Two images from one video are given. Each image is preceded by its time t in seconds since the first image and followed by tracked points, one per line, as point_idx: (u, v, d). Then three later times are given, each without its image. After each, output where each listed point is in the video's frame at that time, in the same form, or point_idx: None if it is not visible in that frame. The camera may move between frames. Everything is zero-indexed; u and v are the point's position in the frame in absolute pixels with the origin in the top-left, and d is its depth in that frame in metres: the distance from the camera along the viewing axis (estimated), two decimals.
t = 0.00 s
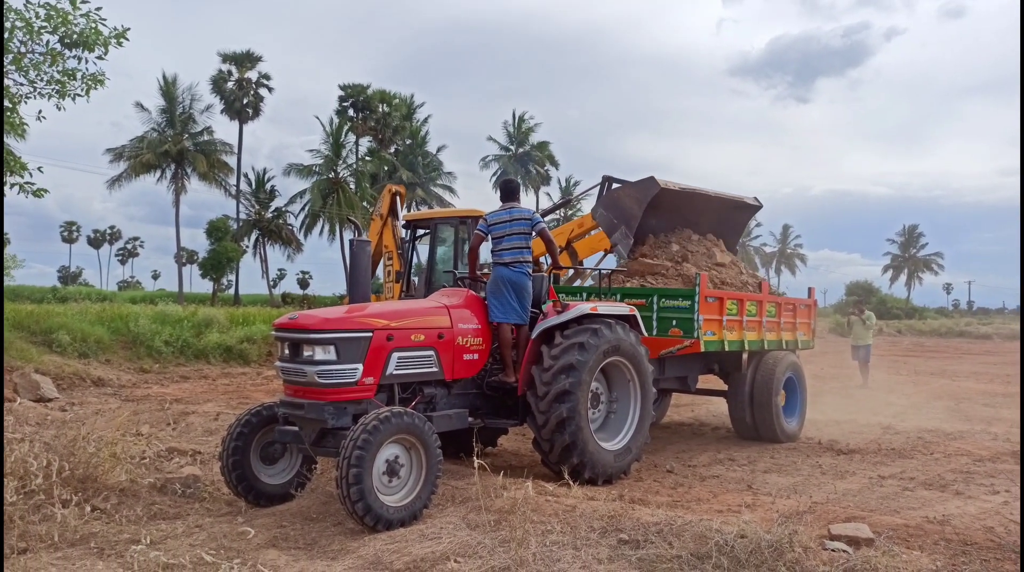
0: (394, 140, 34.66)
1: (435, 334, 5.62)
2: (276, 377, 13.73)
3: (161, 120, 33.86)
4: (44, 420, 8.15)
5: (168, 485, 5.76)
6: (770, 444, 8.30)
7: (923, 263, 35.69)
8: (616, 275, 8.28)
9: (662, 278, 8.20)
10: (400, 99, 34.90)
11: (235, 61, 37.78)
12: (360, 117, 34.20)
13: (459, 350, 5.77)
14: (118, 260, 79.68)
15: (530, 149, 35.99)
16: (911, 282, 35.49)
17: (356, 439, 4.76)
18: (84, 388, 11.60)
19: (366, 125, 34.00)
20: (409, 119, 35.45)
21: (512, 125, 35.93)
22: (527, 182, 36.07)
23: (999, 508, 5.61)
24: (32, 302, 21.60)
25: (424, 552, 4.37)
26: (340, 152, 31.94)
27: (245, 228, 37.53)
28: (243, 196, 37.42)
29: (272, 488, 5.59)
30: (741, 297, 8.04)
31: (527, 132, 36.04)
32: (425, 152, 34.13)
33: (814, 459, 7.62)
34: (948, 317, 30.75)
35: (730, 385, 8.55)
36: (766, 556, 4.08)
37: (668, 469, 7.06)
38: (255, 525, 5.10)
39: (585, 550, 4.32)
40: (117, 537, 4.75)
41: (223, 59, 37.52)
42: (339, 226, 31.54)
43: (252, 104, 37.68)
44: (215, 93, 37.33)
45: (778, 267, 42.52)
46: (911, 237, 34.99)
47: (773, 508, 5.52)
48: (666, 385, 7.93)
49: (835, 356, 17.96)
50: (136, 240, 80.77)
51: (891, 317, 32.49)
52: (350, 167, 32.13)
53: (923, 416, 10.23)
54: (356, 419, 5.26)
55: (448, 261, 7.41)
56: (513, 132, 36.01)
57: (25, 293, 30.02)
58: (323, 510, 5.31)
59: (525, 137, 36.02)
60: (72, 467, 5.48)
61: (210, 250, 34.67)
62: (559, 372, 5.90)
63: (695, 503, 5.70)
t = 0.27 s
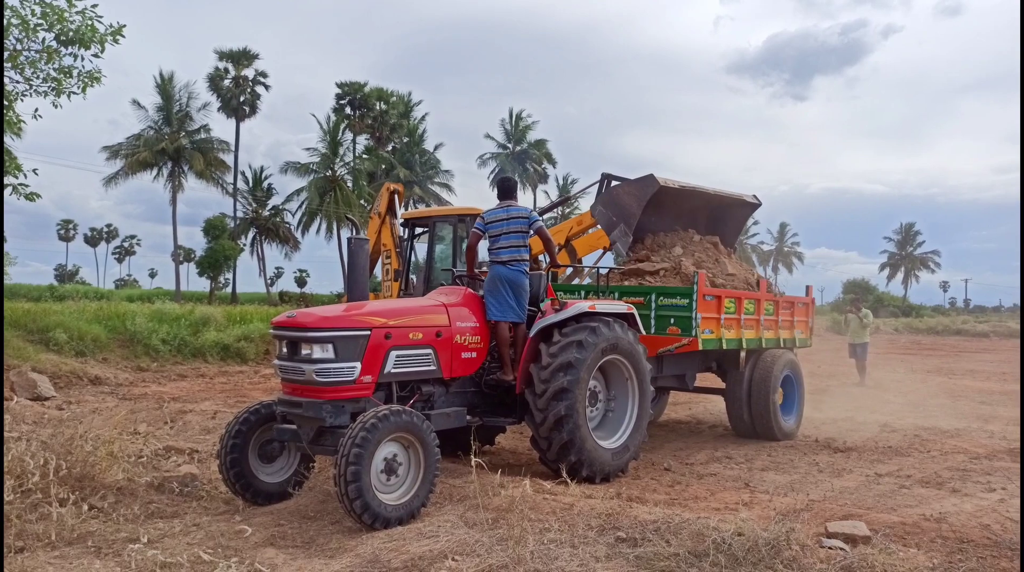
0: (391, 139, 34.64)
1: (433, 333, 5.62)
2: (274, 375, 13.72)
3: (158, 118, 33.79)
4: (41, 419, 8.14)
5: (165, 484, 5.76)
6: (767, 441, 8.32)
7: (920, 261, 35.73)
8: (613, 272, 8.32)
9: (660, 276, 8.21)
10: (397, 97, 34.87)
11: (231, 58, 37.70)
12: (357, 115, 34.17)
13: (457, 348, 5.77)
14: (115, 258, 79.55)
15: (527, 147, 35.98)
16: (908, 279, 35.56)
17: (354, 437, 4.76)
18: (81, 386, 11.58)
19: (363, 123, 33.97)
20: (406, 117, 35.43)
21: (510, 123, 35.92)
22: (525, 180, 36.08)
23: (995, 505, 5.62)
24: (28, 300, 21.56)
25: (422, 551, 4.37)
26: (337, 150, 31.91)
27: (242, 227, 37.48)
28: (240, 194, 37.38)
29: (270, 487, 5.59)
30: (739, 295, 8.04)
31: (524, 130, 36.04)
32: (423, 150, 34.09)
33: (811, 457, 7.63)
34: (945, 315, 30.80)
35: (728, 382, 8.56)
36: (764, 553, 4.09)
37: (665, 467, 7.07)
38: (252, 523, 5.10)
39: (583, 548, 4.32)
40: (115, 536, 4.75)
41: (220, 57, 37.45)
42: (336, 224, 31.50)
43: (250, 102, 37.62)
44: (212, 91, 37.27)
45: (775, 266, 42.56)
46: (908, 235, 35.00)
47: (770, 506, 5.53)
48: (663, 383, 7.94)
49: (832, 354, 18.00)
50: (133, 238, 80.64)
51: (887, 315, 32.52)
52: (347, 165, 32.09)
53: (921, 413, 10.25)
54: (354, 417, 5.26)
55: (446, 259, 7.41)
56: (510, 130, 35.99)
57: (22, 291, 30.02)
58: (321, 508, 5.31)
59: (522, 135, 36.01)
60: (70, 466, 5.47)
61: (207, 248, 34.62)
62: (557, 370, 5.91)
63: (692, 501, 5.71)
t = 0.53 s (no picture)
0: (391, 142, 34.68)
1: (433, 336, 5.63)
2: (273, 378, 13.71)
3: (157, 121, 33.82)
4: (41, 423, 8.14)
5: (165, 488, 5.75)
6: (767, 444, 8.32)
7: (919, 263, 35.73)
8: (613, 275, 8.35)
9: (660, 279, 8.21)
10: (397, 100, 34.91)
11: (231, 62, 37.73)
12: (357, 118, 34.21)
13: (456, 351, 5.77)
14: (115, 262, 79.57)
15: (527, 149, 36.01)
16: (907, 282, 35.56)
17: (354, 440, 4.76)
18: (81, 390, 11.58)
19: (363, 127, 34.00)
20: (406, 120, 35.46)
21: (509, 126, 35.95)
22: (524, 183, 36.09)
23: (995, 507, 5.62)
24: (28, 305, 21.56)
25: (422, 554, 4.37)
26: (337, 153, 31.93)
27: (242, 230, 37.50)
28: (239, 198, 37.40)
29: (269, 490, 5.58)
30: (733, 299, 8.09)
31: (524, 133, 36.06)
32: (422, 154, 34.12)
33: (811, 459, 7.63)
34: (944, 316, 30.79)
35: (727, 385, 8.57)
36: (763, 556, 4.09)
37: (665, 470, 7.07)
38: (252, 527, 5.09)
39: (582, 551, 4.32)
40: (114, 540, 4.74)
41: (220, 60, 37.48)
42: (336, 228, 31.51)
43: (249, 106, 37.65)
44: (211, 95, 37.30)
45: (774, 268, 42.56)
46: (907, 237, 35.00)
47: (770, 508, 5.53)
48: (663, 385, 7.94)
49: (832, 356, 18.00)
50: (133, 242, 80.67)
51: (887, 317, 32.52)
52: (347, 168, 32.11)
53: (921, 415, 10.25)
54: (354, 421, 5.26)
55: (447, 262, 7.42)
56: (509, 133, 36.02)
57: (21, 295, 30.02)
58: (320, 512, 5.31)
59: (522, 137, 36.03)
60: (69, 470, 5.47)
61: (206, 252, 34.62)
62: (557, 372, 5.91)
63: (692, 504, 5.71)
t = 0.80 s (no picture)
0: (388, 145, 34.69)
1: (430, 339, 5.63)
2: (271, 383, 13.69)
3: (154, 126, 33.78)
4: (37, 429, 8.11)
5: (162, 493, 5.74)
6: (765, 445, 8.33)
7: (916, 263, 35.78)
8: (610, 276, 8.40)
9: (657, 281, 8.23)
10: (393, 103, 34.93)
11: (227, 66, 37.71)
12: (353, 121, 34.22)
13: (454, 354, 5.77)
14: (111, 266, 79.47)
15: (523, 152, 36.03)
16: (904, 281, 35.60)
17: (352, 444, 4.76)
18: (78, 395, 11.56)
19: (360, 130, 34.00)
20: (402, 123, 35.47)
21: (506, 128, 35.97)
22: (521, 185, 36.10)
23: (993, 506, 5.63)
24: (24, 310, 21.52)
25: (420, 557, 4.36)
26: (333, 156, 31.91)
27: (239, 234, 37.47)
28: (236, 202, 37.37)
29: (267, 494, 5.58)
30: (729, 299, 8.08)
31: (520, 135, 36.07)
32: (419, 156, 34.12)
33: (809, 459, 7.64)
34: (941, 316, 30.83)
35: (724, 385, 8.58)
36: (761, 556, 4.09)
37: (663, 471, 7.07)
38: (250, 531, 5.09)
39: (581, 553, 4.32)
40: (112, 546, 4.73)
41: (216, 64, 37.45)
42: (333, 231, 31.48)
43: (245, 110, 37.63)
44: (208, 99, 37.28)
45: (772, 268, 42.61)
46: (903, 237, 35.04)
47: (768, 509, 5.53)
48: (661, 387, 7.95)
49: (829, 356, 18.01)
50: (130, 246, 80.57)
51: (884, 317, 32.55)
52: (344, 171, 32.10)
53: (918, 415, 10.26)
54: (352, 425, 5.26)
55: (445, 265, 7.42)
56: (506, 135, 36.04)
57: (18, 301, 29.97)
58: (318, 516, 5.30)
59: (518, 140, 36.05)
60: (66, 476, 5.46)
61: (203, 256, 34.58)
62: (555, 375, 5.91)
63: (690, 505, 5.71)
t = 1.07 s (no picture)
0: (386, 145, 34.68)
1: (428, 340, 5.63)
2: (270, 383, 13.69)
3: (151, 126, 33.77)
4: (36, 431, 8.10)
5: (161, 494, 5.73)
6: (764, 445, 8.33)
7: (914, 262, 35.82)
8: (607, 277, 8.48)
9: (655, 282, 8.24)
10: (391, 103, 34.93)
11: (225, 66, 37.70)
12: (351, 122, 34.23)
13: (452, 355, 5.77)
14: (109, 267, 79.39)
15: (521, 152, 36.04)
16: (902, 281, 35.65)
17: (350, 445, 4.75)
18: (76, 397, 11.55)
19: (358, 131, 34.00)
20: (400, 123, 35.47)
21: (504, 129, 35.98)
22: (519, 185, 36.12)
23: (991, 506, 5.64)
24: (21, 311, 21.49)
25: (419, 558, 4.36)
26: (332, 157, 31.92)
27: (237, 234, 37.44)
28: (234, 202, 37.36)
29: (265, 496, 5.57)
30: (725, 299, 8.04)
31: (518, 136, 36.09)
32: (417, 157, 34.12)
33: (807, 460, 7.64)
34: (939, 316, 30.86)
35: (722, 386, 8.57)
36: (760, 557, 4.10)
37: (662, 472, 7.07)
38: (249, 533, 5.08)
39: (580, 554, 4.32)
40: (110, 547, 4.73)
41: (213, 65, 37.44)
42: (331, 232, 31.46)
43: (243, 110, 37.62)
44: (206, 100, 37.26)
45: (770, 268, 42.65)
46: (901, 237, 35.07)
47: (766, 509, 5.54)
48: (659, 387, 7.95)
49: (827, 356, 18.04)
50: (127, 247, 80.52)
51: (882, 317, 32.59)
52: (342, 172, 32.09)
53: (917, 415, 10.27)
54: (350, 425, 5.26)
55: (443, 266, 7.42)
56: (504, 136, 36.04)
57: (17, 302, 29.98)
58: (317, 517, 5.30)
59: (516, 140, 36.06)
60: (64, 477, 5.45)
61: (201, 256, 34.55)
62: (553, 375, 5.91)
63: (689, 505, 5.72)
